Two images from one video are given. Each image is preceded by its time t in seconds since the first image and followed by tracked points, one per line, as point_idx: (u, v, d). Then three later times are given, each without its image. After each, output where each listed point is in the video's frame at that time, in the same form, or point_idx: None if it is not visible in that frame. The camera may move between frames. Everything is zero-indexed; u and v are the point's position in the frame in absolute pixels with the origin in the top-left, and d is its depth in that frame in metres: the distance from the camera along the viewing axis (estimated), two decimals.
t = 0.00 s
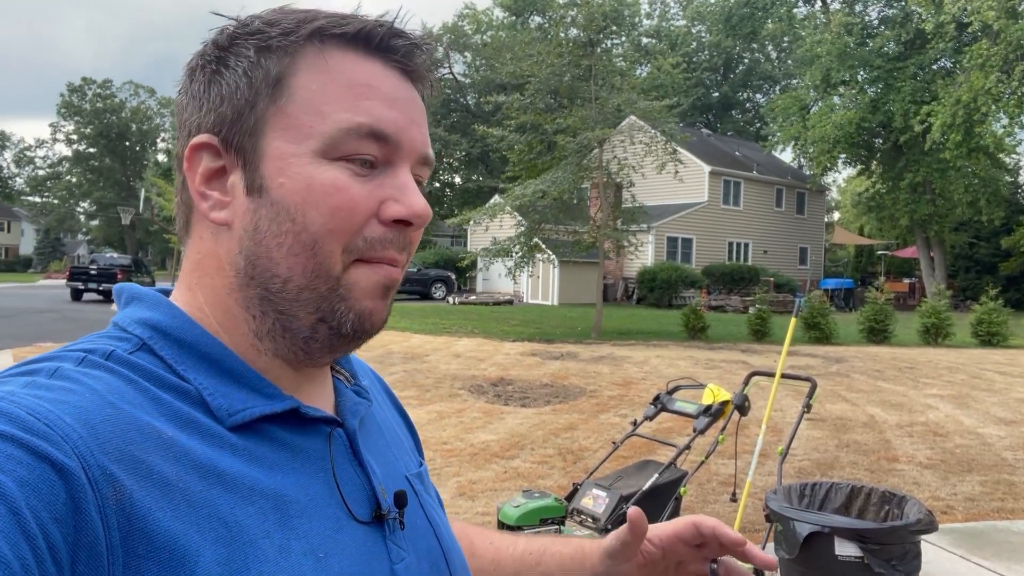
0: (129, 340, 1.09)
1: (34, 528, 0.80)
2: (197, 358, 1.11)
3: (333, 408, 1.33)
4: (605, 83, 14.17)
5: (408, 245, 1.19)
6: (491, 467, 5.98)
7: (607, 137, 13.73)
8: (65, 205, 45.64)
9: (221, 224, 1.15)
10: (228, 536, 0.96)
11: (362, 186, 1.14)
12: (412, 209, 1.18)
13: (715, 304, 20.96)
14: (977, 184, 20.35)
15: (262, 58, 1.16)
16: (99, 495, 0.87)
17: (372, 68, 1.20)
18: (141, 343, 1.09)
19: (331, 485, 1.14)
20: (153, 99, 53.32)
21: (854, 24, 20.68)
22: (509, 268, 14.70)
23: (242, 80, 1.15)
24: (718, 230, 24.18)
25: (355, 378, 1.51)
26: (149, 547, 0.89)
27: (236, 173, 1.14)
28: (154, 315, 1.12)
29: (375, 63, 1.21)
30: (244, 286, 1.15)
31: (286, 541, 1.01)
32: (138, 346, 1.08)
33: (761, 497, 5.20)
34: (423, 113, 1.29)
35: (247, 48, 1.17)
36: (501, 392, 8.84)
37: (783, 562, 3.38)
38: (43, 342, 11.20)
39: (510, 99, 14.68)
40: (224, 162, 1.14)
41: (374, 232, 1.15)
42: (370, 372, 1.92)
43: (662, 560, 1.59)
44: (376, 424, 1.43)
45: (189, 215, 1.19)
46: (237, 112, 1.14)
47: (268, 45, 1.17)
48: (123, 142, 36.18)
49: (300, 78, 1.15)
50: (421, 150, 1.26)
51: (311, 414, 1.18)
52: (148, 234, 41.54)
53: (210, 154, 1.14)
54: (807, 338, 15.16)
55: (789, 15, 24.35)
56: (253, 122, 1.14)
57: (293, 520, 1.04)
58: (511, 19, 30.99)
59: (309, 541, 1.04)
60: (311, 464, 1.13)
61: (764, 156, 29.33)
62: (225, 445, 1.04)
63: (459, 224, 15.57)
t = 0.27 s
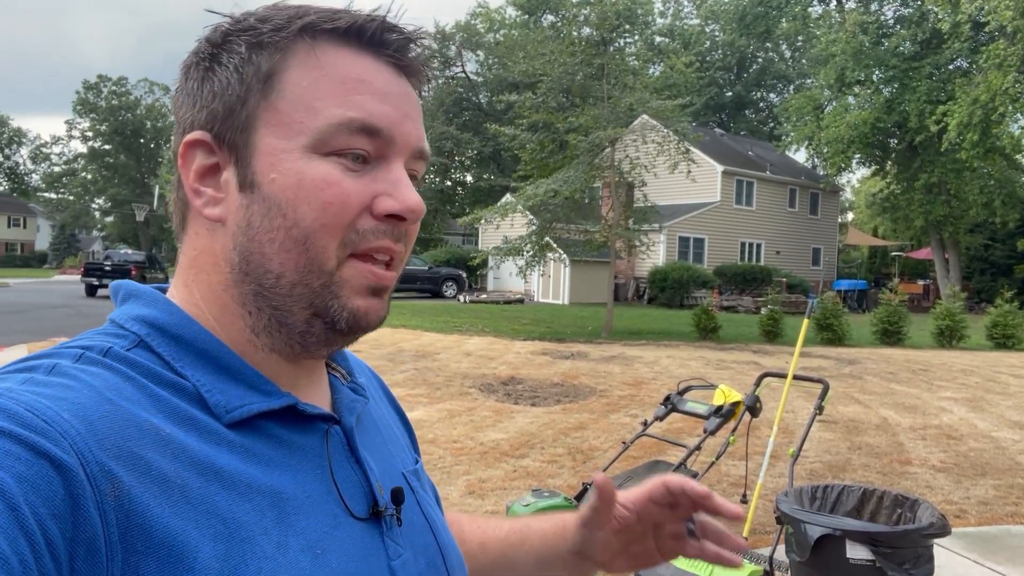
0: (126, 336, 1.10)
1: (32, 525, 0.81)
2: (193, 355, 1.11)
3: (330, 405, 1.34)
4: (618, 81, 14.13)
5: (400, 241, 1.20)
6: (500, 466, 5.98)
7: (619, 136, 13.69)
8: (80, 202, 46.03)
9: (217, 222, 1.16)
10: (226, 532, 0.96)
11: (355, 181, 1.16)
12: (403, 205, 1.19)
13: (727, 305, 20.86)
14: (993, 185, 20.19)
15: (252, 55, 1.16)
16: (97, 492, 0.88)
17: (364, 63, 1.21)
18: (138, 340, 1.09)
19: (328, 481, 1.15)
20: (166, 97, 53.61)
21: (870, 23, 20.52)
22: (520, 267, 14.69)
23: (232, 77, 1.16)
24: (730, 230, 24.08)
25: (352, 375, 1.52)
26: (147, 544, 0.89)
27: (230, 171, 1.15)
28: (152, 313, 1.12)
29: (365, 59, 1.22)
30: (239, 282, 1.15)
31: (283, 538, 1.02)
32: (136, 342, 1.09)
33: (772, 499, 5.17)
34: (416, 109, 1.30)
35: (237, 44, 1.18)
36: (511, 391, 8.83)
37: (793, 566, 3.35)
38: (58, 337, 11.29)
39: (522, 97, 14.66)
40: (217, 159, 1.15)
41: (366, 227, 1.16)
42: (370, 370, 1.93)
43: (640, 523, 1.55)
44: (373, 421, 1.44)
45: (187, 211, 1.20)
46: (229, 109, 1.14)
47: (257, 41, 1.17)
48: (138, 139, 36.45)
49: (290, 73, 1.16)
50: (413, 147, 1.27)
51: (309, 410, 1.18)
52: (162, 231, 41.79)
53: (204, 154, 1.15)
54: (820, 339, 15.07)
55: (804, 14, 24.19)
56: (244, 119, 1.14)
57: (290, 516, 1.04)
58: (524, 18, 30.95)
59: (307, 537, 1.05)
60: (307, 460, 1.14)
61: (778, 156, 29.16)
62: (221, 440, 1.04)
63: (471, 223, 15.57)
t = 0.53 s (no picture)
0: (126, 336, 1.09)
1: (33, 524, 0.80)
2: (193, 354, 1.11)
3: (330, 403, 1.33)
4: (627, 79, 14.09)
5: (393, 239, 1.19)
6: (510, 464, 5.97)
7: (628, 134, 13.65)
8: (91, 200, 46.31)
9: (209, 228, 1.14)
10: (225, 532, 0.96)
11: (345, 183, 1.15)
12: (395, 203, 1.19)
13: (736, 303, 20.78)
14: (1005, 183, 20.05)
15: (232, 57, 1.14)
16: (98, 492, 0.87)
17: (351, 62, 1.20)
18: (139, 340, 1.09)
19: (329, 482, 1.14)
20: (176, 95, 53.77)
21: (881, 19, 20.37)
22: (529, 266, 14.68)
23: (212, 85, 1.14)
24: (740, 228, 23.99)
25: (353, 373, 1.51)
26: (148, 543, 0.89)
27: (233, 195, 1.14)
28: (151, 313, 1.12)
29: (348, 54, 1.21)
30: (231, 286, 1.15)
31: (283, 538, 1.02)
32: (136, 342, 1.08)
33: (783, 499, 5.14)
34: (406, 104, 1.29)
35: (216, 46, 1.16)
36: (520, 389, 8.83)
37: (804, 568, 3.33)
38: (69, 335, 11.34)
39: (531, 95, 14.64)
40: (205, 166, 1.14)
41: (360, 227, 1.15)
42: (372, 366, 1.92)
43: (584, 450, 1.51)
44: (374, 418, 1.44)
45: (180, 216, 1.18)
46: (212, 114, 1.13)
47: (237, 42, 1.15)
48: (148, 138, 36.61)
49: (272, 73, 1.14)
50: (402, 142, 1.26)
51: (309, 409, 1.18)
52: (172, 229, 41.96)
53: (190, 160, 1.14)
54: (830, 338, 15.00)
55: (814, 11, 24.04)
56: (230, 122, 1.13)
57: (290, 517, 1.04)
58: (532, 16, 30.90)
59: (307, 537, 1.05)
60: (307, 460, 1.13)
61: (787, 154, 29.02)
62: (222, 441, 1.04)
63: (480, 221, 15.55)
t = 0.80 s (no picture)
0: (128, 334, 1.08)
1: (35, 527, 0.79)
2: (195, 353, 1.10)
3: (334, 405, 1.32)
4: (630, 77, 14.07)
5: (379, 238, 1.15)
6: (516, 463, 5.97)
7: (632, 132, 13.62)
8: (95, 203, 46.46)
9: (198, 225, 1.14)
10: (224, 536, 0.95)
11: (323, 178, 1.11)
12: (376, 200, 1.15)
13: (742, 301, 20.74)
14: (1011, 177, 19.99)
15: (213, 53, 1.14)
16: (99, 494, 0.86)
17: (329, 52, 1.16)
18: (141, 339, 1.08)
19: (330, 486, 1.13)
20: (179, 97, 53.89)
21: (884, 14, 20.30)
22: (533, 264, 14.68)
23: (198, 77, 1.14)
24: (744, 225, 23.95)
25: (357, 372, 1.49)
26: (151, 548, 0.88)
27: (200, 182, 1.14)
28: (155, 311, 1.11)
29: (331, 44, 1.17)
30: (221, 286, 1.14)
31: (283, 541, 1.01)
32: (138, 341, 1.07)
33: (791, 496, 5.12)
34: (396, 94, 1.25)
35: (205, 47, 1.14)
36: (526, 388, 8.83)
37: (815, 565, 3.31)
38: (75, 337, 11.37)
39: (534, 94, 14.63)
40: (195, 164, 1.14)
41: (342, 225, 1.11)
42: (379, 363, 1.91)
43: (662, 527, 1.47)
44: (378, 418, 1.43)
45: (172, 212, 1.17)
46: (197, 114, 1.13)
47: (222, 35, 1.14)
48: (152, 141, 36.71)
49: (251, 70, 1.12)
50: (389, 133, 1.22)
51: (311, 410, 1.16)
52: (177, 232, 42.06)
53: (183, 158, 1.15)
54: (836, 334, 14.96)
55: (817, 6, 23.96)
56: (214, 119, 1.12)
57: (288, 519, 1.03)
58: (534, 14, 30.87)
59: (307, 540, 1.04)
60: (308, 463, 1.11)
61: (791, 150, 28.95)
62: (224, 442, 1.03)
63: (483, 220, 15.54)
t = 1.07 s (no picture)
0: (129, 326, 1.08)
1: (32, 517, 0.79)
2: (195, 344, 1.10)
3: (336, 398, 1.32)
4: (622, 74, 14.08)
5: (346, 226, 1.14)
6: (516, 461, 5.97)
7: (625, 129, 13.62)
8: (89, 210, 46.29)
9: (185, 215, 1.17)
10: (221, 529, 0.95)
11: (281, 166, 1.11)
12: (333, 185, 1.13)
13: (738, 296, 20.75)
14: (1003, 168, 20.08)
15: (191, 45, 1.16)
16: (96, 484, 0.86)
17: (295, 37, 1.15)
18: (141, 330, 1.08)
19: (330, 481, 1.12)
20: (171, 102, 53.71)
21: (875, 8, 20.35)
22: (529, 263, 14.67)
23: (181, 73, 1.18)
24: (739, 221, 23.97)
25: (361, 366, 1.49)
26: (149, 538, 0.88)
27: (186, 175, 1.18)
28: (155, 302, 1.11)
29: (299, 28, 1.15)
30: (204, 277, 1.14)
31: (280, 534, 1.01)
32: (138, 332, 1.07)
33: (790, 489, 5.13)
34: (373, 77, 1.23)
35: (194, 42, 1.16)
36: (524, 386, 8.83)
37: (817, 556, 3.31)
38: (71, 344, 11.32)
39: (526, 93, 14.62)
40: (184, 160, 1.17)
41: (303, 214, 1.10)
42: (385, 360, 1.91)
43: (666, 527, 1.47)
44: (380, 413, 1.42)
45: (171, 204, 1.22)
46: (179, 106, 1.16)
47: (203, 26, 1.16)
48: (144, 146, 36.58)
49: (222, 58, 1.13)
50: (360, 119, 1.20)
51: (310, 403, 1.16)
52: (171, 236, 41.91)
53: (176, 152, 1.19)
54: (832, 328, 14.99)
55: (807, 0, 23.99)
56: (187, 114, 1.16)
57: (285, 512, 1.03)
58: (525, 13, 30.85)
59: (304, 532, 1.03)
60: (306, 457, 1.11)
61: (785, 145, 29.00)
62: (222, 434, 1.02)
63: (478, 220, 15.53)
